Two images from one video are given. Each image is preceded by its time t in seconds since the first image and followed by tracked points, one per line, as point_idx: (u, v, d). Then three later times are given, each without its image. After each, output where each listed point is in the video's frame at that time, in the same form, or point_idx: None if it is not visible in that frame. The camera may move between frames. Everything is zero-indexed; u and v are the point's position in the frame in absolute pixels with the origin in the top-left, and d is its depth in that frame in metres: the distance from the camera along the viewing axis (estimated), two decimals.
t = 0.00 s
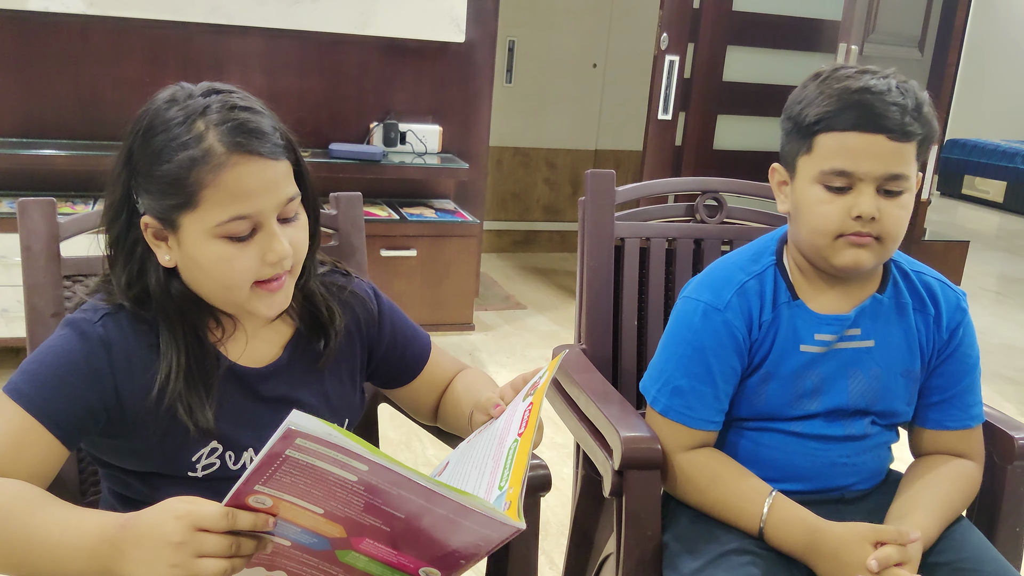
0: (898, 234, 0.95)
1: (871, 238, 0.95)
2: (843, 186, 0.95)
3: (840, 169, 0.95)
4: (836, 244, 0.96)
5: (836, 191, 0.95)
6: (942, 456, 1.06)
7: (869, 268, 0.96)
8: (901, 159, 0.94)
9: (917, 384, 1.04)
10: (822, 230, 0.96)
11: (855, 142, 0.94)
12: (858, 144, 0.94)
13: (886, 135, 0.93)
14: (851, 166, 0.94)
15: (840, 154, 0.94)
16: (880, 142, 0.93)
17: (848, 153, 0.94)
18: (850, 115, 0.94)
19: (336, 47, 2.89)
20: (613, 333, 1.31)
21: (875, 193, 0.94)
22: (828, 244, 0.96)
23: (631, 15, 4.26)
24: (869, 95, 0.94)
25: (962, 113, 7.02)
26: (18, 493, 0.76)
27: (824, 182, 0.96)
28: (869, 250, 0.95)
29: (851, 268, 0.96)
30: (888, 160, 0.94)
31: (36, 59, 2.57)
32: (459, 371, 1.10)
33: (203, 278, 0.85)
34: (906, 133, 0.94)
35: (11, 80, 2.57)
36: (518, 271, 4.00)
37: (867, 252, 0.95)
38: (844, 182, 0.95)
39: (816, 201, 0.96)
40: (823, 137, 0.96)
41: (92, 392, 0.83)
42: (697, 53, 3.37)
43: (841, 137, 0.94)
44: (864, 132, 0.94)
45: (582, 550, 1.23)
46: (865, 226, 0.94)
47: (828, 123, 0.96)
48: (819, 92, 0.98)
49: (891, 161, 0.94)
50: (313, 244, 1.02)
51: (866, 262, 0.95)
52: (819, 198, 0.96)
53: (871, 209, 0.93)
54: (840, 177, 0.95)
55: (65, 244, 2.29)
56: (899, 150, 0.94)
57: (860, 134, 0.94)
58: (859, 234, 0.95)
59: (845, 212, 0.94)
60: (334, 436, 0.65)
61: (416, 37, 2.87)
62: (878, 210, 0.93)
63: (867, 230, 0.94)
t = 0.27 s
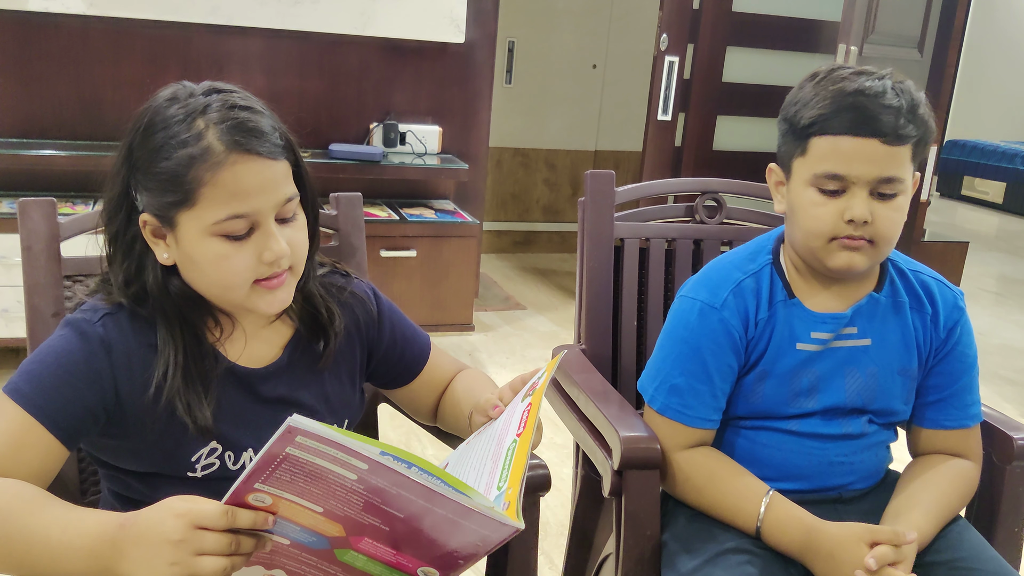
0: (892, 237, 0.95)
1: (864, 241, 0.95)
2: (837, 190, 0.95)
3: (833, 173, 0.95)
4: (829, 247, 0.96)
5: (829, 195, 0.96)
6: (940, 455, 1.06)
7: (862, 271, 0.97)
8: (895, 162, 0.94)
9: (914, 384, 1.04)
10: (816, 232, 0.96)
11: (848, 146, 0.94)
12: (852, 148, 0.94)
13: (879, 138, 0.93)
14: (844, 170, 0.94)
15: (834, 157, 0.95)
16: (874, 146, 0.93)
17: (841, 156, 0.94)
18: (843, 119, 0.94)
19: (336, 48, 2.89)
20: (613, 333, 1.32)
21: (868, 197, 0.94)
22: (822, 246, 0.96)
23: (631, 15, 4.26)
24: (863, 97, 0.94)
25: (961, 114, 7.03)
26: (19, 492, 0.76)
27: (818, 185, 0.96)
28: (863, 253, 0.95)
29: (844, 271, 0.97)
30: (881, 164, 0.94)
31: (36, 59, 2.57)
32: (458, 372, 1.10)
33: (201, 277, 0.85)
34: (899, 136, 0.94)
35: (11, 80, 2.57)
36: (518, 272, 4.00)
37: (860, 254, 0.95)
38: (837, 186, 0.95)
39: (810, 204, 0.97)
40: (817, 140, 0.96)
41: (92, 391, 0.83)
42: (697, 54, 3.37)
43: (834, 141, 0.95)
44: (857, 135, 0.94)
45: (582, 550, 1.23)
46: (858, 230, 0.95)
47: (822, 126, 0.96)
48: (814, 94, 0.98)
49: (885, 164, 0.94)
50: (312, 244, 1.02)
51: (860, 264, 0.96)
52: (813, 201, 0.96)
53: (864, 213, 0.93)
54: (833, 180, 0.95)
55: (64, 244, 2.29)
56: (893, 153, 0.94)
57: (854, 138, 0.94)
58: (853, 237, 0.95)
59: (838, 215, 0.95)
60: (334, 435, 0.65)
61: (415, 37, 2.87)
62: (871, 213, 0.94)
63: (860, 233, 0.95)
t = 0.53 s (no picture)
0: (890, 241, 0.96)
1: (862, 246, 0.95)
2: (834, 196, 0.96)
3: (831, 180, 0.95)
4: (827, 253, 0.96)
5: (827, 200, 0.96)
6: (940, 456, 1.06)
7: (860, 276, 0.97)
8: (893, 168, 0.94)
9: (913, 385, 1.04)
10: (814, 238, 0.97)
11: (846, 153, 0.94)
12: (850, 155, 0.94)
13: (877, 145, 0.93)
14: (841, 177, 0.94)
15: (831, 164, 0.95)
16: (872, 152, 0.93)
17: (838, 163, 0.94)
18: (840, 126, 0.94)
19: (336, 48, 2.89)
20: (613, 333, 1.32)
21: (865, 204, 0.95)
22: (820, 252, 0.97)
23: (631, 16, 4.26)
24: (862, 104, 0.94)
25: (961, 114, 7.03)
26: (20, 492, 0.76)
27: (816, 191, 0.96)
28: (860, 258, 0.96)
29: (842, 276, 0.97)
30: (879, 171, 0.94)
31: (37, 60, 2.58)
32: (458, 373, 1.10)
33: (199, 277, 0.85)
34: (898, 142, 0.94)
35: (12, 81, 2.57)
36: (518, 272, 4.00)
37: (858, 260, 0.96)
38: (835, 192, 0.95)
39: (808, 210, 0.97)
40: (815, 146, 0.96)
41: (93, 392, 0.83)
42: (697, 54, 3.38)
43: (832, 148, 0.95)
44: (854, 142, 0.94)
45: (582, 550, 1.23)
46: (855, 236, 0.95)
47: (820, 133, 0.96)
48: (813, 99, 0.98)
49: (883, 171, 0.94)
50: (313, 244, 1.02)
51: (857, 270, 0.96)
52: (811, 207, 0.97)
53: (861, 219, 0.94)
54: (831, 187, 0.95)
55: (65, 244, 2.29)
56: (891, 160, 0.94)
57: (851, 145, 0.94)
58: (850, 243, 0.95)
59: (836, 221, 0.95)
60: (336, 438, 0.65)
61: (416, 38, 2.88)
62: (868, 220, 0.94)
63: (858, 239, 0.95)
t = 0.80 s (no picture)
0: (890, 245, 0.96)
1: (863, 250, 0.95)
2: (836, 201, 0.96)
3: (833, 184, 0.95)
4: (829, 257, 0.97)
5: (829, 205, 0.96)
6: (940, 457, 1.06)
7: (862, 280, 0.97)
8: (895, 173, 0.94)
9: (913, 387, 1.04)
10: (816, 242, 0.97)
11: (849, 158, 0.94)
12: (852, 159, 0.94)
13: (880, 150, 0.94)
14: (844, 181, 0.95)
15: (833, 169, 0.95)
16: (874, 156, 0.94)
17: (841, 168, 0.95)
18: (843, 131, 0.94)
19: (336, 49, 2.89)
20: (613, 334, 1.32)
21: (868, 208, 0.95)
22: (822, 256, 0.97)
23: (631, 17, 4.27)
24: (864, 108, 0.94)
25: (961, 115, 7.03)
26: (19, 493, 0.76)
27: (818, 196, 0.96)
28: (862, 263, 0.96)
29: (843, 280, 0.97)
30: (882, 175, 0.94)
31: (37, 61, 2.58)
32: (457, 374, 1.10)
33: (196, 275, 0.85)
34: (900, 147, 0.94)
35: (12, 82, 2.58)
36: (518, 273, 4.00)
37: (859, 264, 0.96)
38: (837, 197, 0.96)
39: (810, 214, 0.97)
40: (817, 151, 0.96)
41: (92, 393, 0.83)
42: (696, 55, 3.38)
43: (834, 152, 0.95)
44: (857, 146, 0.94)
45: (582, 551, 1.23)
46: (857, 241, 0.95)
47: (822, 137, 0.96)
48: (815, 103, 0.98)
49: (885, 176, 0.94)
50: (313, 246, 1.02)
51: (858, 274, 0.96)
52: (813, 211, 0.97)
53: (862, 224, 0.94)
54: (833, 191, 0.96)
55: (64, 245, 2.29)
56: (893, 165, 0.94)
57: (854, 150, 0.94)
58: (852, 247, 0.96)
59: (837, 226, 0.95)
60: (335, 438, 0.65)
61: (415, 39, 2.88)
62: (870, 224, 0.94)
63: (859, 244, 0.95)
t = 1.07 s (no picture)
0: (891, 246, 0.96)
1: (864, 251, 0.96)
2: (838, 201, 0.96)
3: (836, 184, 0.95)
4: (830, 257, 0.97)
5: (831, 206, 0.96)
6: (938, 457, 1.06)
7: (862, 280, 0.97)
8: (897, 174, 0.94)
9: (912, 387, 1.05)
10: (816, 242, 0.97)
11: (853, 158, 0.94)
12: (856, 159, 0.94)
13: (884, 151, 0.94)
14: (847, 181, 0.95)
15: (837, 169, 0.95)
16: (877, 157, 0.94)
17: (844, 167, 0.95)
18: (847, 130, 0.94)
19: (336, 49, 2.89)
20: (612, 334, 1.32)
21: (870, 209, 0.95)
22: (823, 256, 0.97)
23: (631, 17, 4.27)
24: (869, 109, 0.94)
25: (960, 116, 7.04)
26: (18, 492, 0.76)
27: (821, 196, 0.96)
28: (863, 263, 0.96)
29: (843, 281, 0.97)
30: (885, 176, 0.94)
31: (36, 61, 2.58)
32: (456, 374, 1.10)
33: (194, 271, 0.85)
34: (904, 148, 0.94)
35: (11, 82, 2.58)
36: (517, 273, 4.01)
37: (860, 264, 0.96)
38: (839, 197, 0.96)
39: (811, 214, 0.97)
40: (820, 150, 0.96)
41: (92, 392, 0.83)
42: (696, 56, 3.38)
43: (838, 152, 0.95)
44: (860, 146, 0.94)
45: (581, 550, 1.23)
46: (858, 241, 0.95)
47: (826, 137, 0.96)
48: (819, 103, 0.98)
49: (888, 177, 0.94)
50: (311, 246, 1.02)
51: (859, 275, 0.96)
52: (815, 210, 0.97)
53: (864, 224, 0.94)
54: (837, 191, 0.96)
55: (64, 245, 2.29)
56: (897, 166, 0.94)
57: (858, 150, 0.94)
58: (853, 248, 0.96)
59: (839, 226, 0.95)
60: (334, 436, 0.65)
61: (415, 39, 2.88)
62: (872, 225, 0.94)
63: (861, 244, 0.95)
